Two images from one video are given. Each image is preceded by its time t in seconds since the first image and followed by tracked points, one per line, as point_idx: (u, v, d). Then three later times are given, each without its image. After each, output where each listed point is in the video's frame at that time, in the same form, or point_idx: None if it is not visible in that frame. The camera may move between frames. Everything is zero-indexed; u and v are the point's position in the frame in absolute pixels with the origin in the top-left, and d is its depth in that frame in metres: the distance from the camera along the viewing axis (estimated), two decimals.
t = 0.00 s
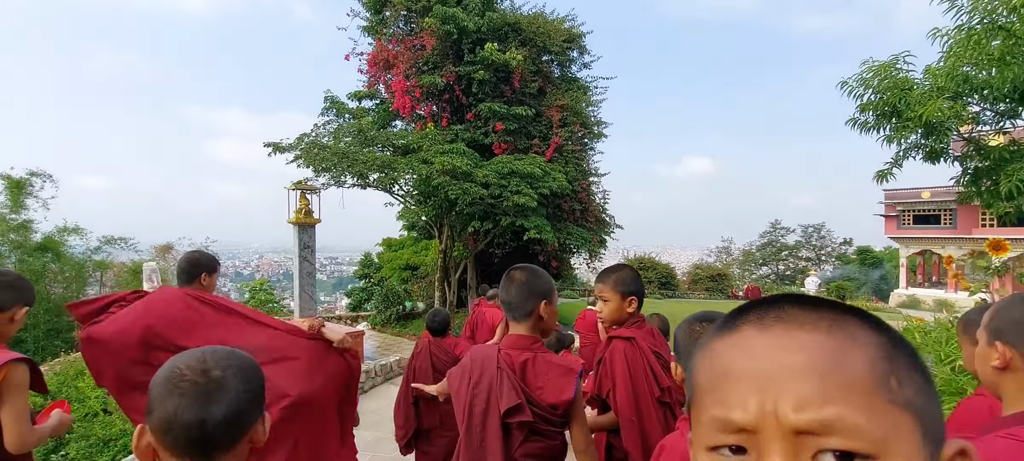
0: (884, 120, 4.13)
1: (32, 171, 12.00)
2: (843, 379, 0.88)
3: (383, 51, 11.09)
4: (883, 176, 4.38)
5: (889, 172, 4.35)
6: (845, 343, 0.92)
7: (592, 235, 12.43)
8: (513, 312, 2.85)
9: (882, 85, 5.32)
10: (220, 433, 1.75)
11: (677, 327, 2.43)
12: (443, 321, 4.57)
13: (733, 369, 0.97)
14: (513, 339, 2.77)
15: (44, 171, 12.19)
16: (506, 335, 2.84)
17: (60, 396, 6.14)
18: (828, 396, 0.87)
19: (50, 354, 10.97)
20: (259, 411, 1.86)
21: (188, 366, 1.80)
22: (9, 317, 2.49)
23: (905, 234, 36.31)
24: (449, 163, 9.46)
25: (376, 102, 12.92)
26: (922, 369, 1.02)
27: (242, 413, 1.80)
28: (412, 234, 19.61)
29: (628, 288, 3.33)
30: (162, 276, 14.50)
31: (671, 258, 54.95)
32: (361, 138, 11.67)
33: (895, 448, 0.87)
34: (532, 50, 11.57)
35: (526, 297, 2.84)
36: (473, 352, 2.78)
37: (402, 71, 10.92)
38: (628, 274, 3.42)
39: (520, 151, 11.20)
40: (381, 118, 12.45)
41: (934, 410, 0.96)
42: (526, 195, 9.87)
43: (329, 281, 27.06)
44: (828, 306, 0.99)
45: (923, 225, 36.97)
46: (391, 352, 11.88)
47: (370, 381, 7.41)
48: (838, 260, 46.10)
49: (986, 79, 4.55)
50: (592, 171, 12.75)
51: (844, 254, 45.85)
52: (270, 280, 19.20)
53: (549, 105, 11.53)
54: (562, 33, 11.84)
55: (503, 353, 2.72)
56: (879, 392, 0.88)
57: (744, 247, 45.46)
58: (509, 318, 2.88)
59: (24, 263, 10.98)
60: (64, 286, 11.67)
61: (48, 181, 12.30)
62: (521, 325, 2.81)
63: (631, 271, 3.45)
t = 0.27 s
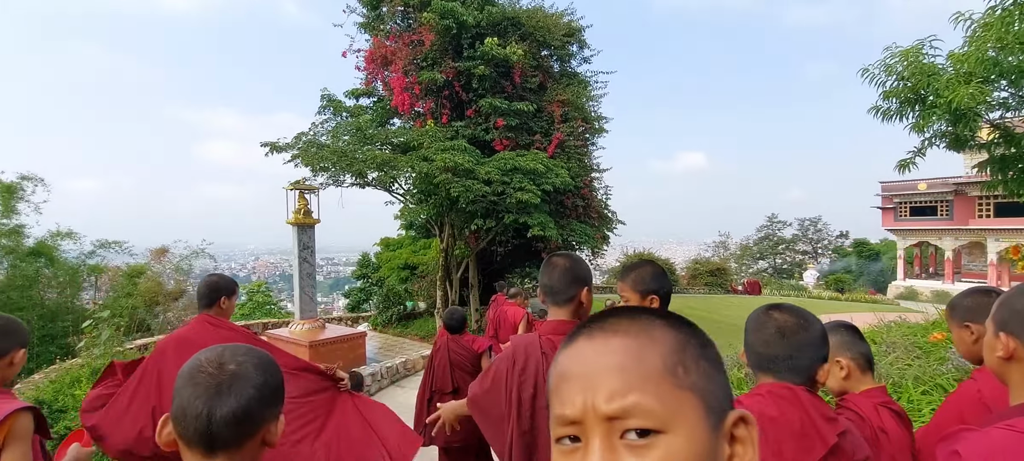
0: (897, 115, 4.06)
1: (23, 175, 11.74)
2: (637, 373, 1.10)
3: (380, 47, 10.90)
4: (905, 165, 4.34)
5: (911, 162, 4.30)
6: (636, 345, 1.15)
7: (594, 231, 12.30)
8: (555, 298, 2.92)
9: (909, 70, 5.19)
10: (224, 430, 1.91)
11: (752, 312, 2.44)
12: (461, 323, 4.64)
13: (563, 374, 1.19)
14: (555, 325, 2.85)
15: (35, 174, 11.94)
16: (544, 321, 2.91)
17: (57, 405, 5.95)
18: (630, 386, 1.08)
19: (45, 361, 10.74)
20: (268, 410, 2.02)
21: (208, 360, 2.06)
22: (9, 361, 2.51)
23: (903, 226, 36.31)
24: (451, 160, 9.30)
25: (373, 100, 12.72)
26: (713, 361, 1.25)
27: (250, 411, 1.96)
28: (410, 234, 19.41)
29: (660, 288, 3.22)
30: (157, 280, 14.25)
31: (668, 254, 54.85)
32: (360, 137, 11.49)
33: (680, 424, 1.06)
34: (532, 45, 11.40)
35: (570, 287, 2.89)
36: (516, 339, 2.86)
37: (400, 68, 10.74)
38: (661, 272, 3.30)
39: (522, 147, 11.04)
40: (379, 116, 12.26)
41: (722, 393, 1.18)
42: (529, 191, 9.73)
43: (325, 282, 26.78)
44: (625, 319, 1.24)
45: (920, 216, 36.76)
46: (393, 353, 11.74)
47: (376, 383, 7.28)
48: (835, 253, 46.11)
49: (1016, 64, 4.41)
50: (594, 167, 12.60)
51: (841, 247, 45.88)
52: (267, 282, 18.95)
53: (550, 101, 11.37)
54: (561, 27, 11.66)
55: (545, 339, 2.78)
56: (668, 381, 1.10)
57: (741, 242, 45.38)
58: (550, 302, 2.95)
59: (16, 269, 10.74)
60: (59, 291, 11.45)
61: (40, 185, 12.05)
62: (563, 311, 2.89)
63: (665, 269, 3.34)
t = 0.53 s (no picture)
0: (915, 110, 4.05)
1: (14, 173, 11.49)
2: (563, 310, 1.19)
3: (379, 44, 10.74)
4: (928, 162, 4.39)
5: (934, 159, 4.35)
6: (564, 287, 1.24)
7: (596, 230, 12.17)
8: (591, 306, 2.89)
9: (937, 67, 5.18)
10: (267, 424, 2.01)
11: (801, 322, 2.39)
12: (481, 346, 4.57)
13: (498, 310, 1.27)
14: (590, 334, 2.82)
15: (27, 172, 11.70)
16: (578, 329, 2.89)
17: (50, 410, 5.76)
18: (553, 320, 1.17)
19: (39, 362, 10.52)
20: (308, 408, 2.10)
21: (257, 356, 2.15)
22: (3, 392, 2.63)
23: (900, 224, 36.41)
24: (452, 157, 9.14)
25: (371, 97, 12.53)
26: (640, 312, 1.35)
27: (290, 408, 2.04)
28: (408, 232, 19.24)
29: (692, 300, 3.22)
30: (152, 279, 14.02)
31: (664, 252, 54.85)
32: (359, 135, 11.32)
33: (597, 355, 1.15)
34: (533, 42, 11.26)
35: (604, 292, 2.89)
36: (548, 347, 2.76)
37: (400, 64, 10.58)
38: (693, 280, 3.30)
39: (524, 145, 10.89)
40: (378, 113, 12.07)
41: (643, 337, 1.27)
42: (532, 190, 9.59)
43: (321, 281, 26.59)
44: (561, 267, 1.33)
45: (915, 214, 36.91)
46: (393, 353, 11.58)
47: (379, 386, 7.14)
48: (830, 251, 46.27)
49: None
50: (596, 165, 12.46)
51: (836, 245, 46.04)
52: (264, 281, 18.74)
53: (551, 98, 11.23)
54: (563, 23, 11.51)
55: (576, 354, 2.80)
56: (590, 319, 1.19)
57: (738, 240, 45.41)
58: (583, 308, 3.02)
59: (9, 269, 10.51)
60: (52, 291, 11.22)
61: (32, 184, 11.81)
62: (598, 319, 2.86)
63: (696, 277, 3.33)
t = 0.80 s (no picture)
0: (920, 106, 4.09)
1: None
2: (417, 373, 1.07)
3: (370, 41, 10.57)
4: (934, 160, 4.37)
5: (941, 156, 4.34)
6: (431, 341, 1.12)
7: (590, 229, 12.09)
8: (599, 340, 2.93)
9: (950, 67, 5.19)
10: (284, 412, 2.17)
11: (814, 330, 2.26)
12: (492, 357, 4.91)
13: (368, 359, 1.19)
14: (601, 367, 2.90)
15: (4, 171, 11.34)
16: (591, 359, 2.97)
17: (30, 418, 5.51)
18: (405, 386, 1.07)
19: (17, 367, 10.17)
20: (323, 399, 2.25)
21: (275, 352, 2.33)
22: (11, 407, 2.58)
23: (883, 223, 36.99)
24: (446, 156, 9.01)
25: (362, 95, 12.34)
26: (531, 363, 1.18)
27: (304, 399, 2.19)
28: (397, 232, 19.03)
29: (713, 333, 3.30)
30: (135, 281, 13.67)
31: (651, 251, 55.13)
32: (349, 133, 11.12)
33: (448, 431, 1.04)
34: (526, 40, 11.15)
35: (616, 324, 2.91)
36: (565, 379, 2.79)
37: (391, 61, 10.40)
38: (715, 311, 3.35)
39: (517, 143, 10.79)
40: (369, 111, 11.87)
41: (523, 398, 1.12)
42: (527, 190, 9.50)
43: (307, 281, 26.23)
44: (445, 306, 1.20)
45: (898, 213, 37.46)
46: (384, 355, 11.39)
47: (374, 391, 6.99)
48: (815, 250, 46.84)
49: None
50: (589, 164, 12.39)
51: (820, 244, 46.62)
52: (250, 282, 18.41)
53: (545, 96, 11.13)
54: (556, 21, 11.40)
55: (594, 381, 2.84)
56: (448, 382, 1.06)
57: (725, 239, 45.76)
58: (595, 343, 2.95)
59: None
60: (30, 293, 10.85)
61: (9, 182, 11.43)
62: (610, 352, 2.91)
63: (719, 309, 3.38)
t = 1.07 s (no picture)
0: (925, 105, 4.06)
1: None
2: (242, 403, 0.86)
3: (360, 38, 10.39)
4: (941, 159, 4.31)
5: (947, 155, 4.28)
6: (263, 360, 0.88)
7: (583, 229, 12.01)
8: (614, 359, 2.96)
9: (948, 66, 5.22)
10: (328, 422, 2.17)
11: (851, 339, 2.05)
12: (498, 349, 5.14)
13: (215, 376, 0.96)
14: (618, 383, 2.93)
15: None
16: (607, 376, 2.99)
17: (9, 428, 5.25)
18: (238, 419, 0.86)
19: None
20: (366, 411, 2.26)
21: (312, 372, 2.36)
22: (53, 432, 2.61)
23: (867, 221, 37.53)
24: (439, 155, 8.87)
25: (351, 94, 12.13)
26: (397, 382, 0.90)
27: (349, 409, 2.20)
28: (386, 232, 18.82)
29: (721, 338, 3.21)
30: (117, 283, 13.29)
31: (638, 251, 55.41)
32: (339, 132, 10.92)
33: None
34: (519, 38, 11.04)
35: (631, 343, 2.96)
36: (583, 399, 2.80)
37: (382, 59, 10.22)
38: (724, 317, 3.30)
39: (510, 143, 10.68)
40: (359, 110, 11.67)
41: (381, 428, 0.86)
42: (522, 189, 9.35)
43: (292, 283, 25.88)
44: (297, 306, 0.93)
45: (881, 212, 38.15)
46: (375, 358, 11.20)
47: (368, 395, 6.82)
48: (798, 249, 47.51)
49: None
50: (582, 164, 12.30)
51: (804, 242, 47.31)
52: (236, 284, 18.05)
53: (538, 95, 11.04)
54: (548, 20, 11.31)
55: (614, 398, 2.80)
56: (274, 416, 0.84)
57: (711, 238, 46.16)
58: (613, 359, 2.98)
59: None
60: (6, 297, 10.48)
61: None
62: (624, 369, 2.95)
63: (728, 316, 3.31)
